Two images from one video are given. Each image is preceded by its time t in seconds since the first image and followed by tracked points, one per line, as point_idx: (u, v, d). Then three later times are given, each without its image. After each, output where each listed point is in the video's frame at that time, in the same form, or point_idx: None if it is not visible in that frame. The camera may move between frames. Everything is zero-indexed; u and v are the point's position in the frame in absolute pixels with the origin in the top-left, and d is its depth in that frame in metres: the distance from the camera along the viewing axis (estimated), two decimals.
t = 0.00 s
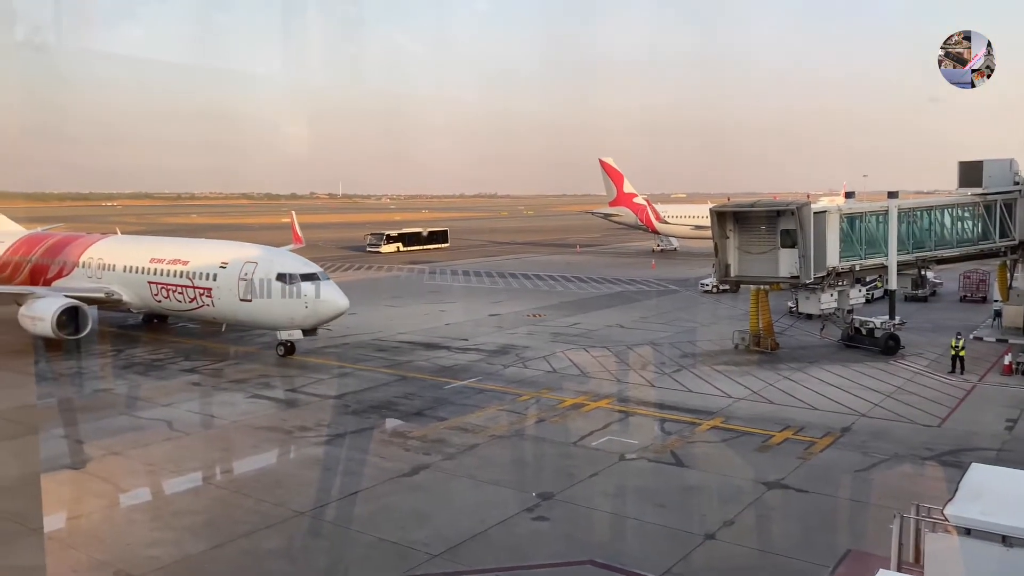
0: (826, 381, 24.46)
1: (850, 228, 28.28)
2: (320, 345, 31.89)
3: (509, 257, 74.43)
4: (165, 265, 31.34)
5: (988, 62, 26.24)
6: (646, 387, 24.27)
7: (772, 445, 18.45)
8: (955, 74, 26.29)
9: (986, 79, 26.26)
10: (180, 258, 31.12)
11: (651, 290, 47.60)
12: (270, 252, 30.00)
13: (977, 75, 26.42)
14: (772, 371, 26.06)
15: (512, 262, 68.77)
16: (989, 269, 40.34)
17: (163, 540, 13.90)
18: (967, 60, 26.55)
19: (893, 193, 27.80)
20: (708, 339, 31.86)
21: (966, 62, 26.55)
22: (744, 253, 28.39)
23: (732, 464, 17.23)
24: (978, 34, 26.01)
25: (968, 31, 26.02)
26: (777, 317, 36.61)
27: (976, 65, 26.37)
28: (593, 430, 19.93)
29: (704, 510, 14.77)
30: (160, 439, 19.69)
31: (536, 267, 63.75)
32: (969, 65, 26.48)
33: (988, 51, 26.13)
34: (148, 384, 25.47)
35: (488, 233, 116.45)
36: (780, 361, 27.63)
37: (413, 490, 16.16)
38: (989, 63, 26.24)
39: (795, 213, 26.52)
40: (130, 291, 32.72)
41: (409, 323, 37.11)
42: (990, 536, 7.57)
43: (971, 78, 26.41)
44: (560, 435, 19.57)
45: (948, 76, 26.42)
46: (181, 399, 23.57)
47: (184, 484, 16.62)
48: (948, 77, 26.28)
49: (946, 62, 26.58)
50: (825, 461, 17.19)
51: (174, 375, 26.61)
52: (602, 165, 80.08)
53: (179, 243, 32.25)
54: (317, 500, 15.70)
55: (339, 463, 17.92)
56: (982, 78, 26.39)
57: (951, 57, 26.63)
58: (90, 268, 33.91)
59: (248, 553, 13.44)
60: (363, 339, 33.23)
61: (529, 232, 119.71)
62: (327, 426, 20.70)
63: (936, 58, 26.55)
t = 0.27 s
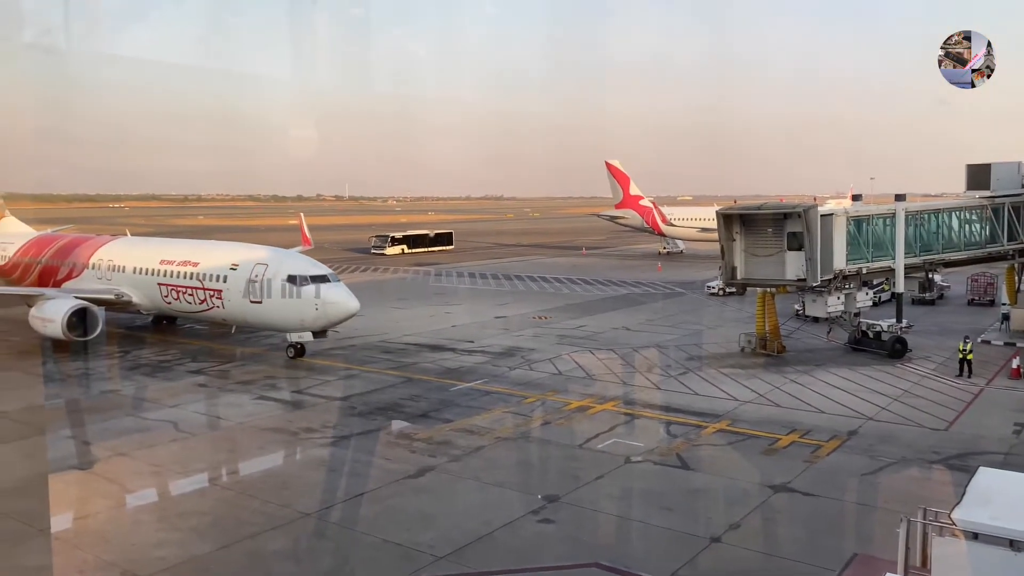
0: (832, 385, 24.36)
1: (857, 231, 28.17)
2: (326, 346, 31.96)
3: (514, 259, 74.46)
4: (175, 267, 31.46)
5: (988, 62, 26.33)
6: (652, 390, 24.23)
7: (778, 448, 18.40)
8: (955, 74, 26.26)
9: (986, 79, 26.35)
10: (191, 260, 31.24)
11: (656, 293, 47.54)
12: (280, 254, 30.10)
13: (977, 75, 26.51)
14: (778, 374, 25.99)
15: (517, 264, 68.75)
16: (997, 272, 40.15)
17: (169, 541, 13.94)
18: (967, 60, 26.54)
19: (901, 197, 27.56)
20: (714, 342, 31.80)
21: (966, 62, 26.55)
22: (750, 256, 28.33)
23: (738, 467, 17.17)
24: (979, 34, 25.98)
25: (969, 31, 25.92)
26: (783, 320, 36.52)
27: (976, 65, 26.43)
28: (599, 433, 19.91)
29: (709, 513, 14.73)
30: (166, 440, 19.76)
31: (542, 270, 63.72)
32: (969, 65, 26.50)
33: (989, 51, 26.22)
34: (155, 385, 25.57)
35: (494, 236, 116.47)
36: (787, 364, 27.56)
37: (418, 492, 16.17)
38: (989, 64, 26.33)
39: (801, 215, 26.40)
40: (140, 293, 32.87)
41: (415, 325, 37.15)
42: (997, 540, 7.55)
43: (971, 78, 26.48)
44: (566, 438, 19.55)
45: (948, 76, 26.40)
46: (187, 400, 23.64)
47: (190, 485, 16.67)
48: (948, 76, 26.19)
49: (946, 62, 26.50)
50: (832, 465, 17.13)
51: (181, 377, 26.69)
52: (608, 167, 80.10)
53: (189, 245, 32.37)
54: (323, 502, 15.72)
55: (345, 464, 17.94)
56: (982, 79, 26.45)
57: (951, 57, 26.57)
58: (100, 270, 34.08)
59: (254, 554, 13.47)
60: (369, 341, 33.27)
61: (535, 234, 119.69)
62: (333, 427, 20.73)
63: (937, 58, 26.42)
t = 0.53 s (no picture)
0: (836, 386, 24.32)
1: (861, 232, 28.14)
2: (329, 346, 32.00)
3: (518, 259, 74.44)
4: (182, 266, 31.52)
5: (988, 62, 26.36)
6: (655, 391, 24.20)
7: (781, 449, 18.37)
8: (955, 75, 26.17)
9: (986, 78, 26.34)
10: (199, 259, 31.29)
11: (660, 293, 47.50)
12: (288, 254, 30.17)
13: (977, 75, 26.53)
14: (781, 375, 25.96)
15: (521, 265, 68.73)
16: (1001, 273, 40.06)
17: (173, 540, 13.98)
18: (967, 60, 26.52)
19: (904, 198, 27.53)
20: (718, 343, 31.76)
21: (966, 62, 26.54)
22: (754, 257, 28.32)
23: (741, 468, 17.14)
24: (979, 34, 25.96)
25: (970, 31, 25.82)
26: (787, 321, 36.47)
27: (975, 65, 26.43)
28: (602, 433, 19.91)
29: (712, 514, 14.72)
30: (170, 439, 19.81)
31: (545, 270, 63.70)
32: (969, 65, 26.52)
33: (989, 51, 26.26)
34: (159, 384, 25.63)
35: (498, 236, 116.45)
36: (790, 365, 27.52)
37: (421, 492, 16.18)
38: (989, 63, 26.37)
39: (805, 216, 26.38)
40: (147, 292, 32.92)
41: (418, 325, 37.17)
42: (1001, 542, 7.55)
43: (972, 78, 26.49)
44: (569, 438, 19.56)
45: (948, 76, 26.28)
46: (191, 399, 23.69)
47: (194, 484, 16.71)
48: (948, 76, 26.15)
49: (946, 62, 26.38)
50: (836, 466, 17.11)
51: (185, 376, 26.75)
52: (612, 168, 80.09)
53: (196, 245, 32.45)
54: (326, 501, 15.75)
55: (348, 464, 17.96)
56: (982, 79, 26.45)
57: (951, 57, 26.38)
58: (107, 270, 34.13)
59: (257, 553, 13.50)
60: (373, 340, 33.30)
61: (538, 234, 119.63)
62: (336, 427, 20.77)
63: (937, 59, 26.24)
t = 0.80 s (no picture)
0: (836, 386, 24.31)
1: (861, 232, 28.16)
2: (329, 345, 32.00)
3: (518, 259, 74.42)
4: (186, 265, 31.51)
5: (988, 62, 26.37)
6: (655, 391, 24.21)
7: (781, 449, 18.38)
8: (955, 75, 26.14)
9: (986, 78, 26.33)
10: (203, 258, 31.29)
11: (660, 293, 47.50)
12: (291, 254, 30.14)
13: (978, 75, 26.53)
14: (782, 375, 25.96)
15: (521, 264, 68.72)
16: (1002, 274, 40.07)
17: (172, 538, 13.97)
18: (967, 60, 26.50)
19: (904, 198, 27.59)
20: (718, 343, 31.75)
21: (966, 61, 26.52)
22: (754, 257, 28.34)
23: (741, 468, 17.15)
24: (979, 34, 25.98)
25: (970, 31, 25.85)
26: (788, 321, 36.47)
27: (975, 65, 26.43)
28: (602, 433, 19.92)
29: (711, 514, 14.72)
30: (170, 438, 19.81)
31: (545, 270, 63.68)
32: (969, 65, 26.49)
33: (989, 51, 26.31)
34: (159, 383, 25.62)
35: (498, 235, 116.44)
36: (790, 366, 27.52)
37: (421, 491, 16.18)
38: (989, 63, 26.40)
39: (806, 217, 26.40)
40: (150, 291, 32.92)
41: (418, 324, 37.17)
42: (1001, 543, 7.55)
43: (972, 77, 26.48)
44: (569, 438, 19.56)
45: (948, 76, 26.22)
46: (192, 398, 23.70)
47: (194, 482, 16.70)
48: (948, 76, 26.12)
49: (946, 62, 26.35)
50: (836, 466, 17.11)
51: (185, 374, 26.76)
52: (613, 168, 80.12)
53: (200, 244, 32.44)
54: (326, 500, 15.75)
55: (348, 463, 17.97)
56: (982, 78, 26.45)
57: (951, 57, 26.34)
58: (110, 268, 34.10)
59: (257, 552, 13.49)
60: (373, 340, 33.29)
61: (539, 234, 119.66)
62: (336, 426, 20.77)
63: (937, 59, 26.21)
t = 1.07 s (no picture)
0: (836, 387, 24.32)
1: (862, 233, 28.16)
2: (330, 344, 32.00)
3: (518, 259, 74.42)
4: (190, 265, 31.49)
5: (988, 62, 26.32)
6: (655, 390, 24.22)
7: (781, 450, 18.38)
8: (955, 75, 26.26)
9: (986, 78, 26.31)
10: (206, 258, 31.28)
11: (661, 293, 47.52)
12: (295, 253, 30.12)
13: (977, 75, 26.50)
14: (782, 376, 25.96)
15: (521, 264, 68.73)
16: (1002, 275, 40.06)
17: (172, 538, 13.97)
18: (967, 60, 26.49)
19: (904, 198, 27.62)
20: (718, 343, 31.75)
21: (966, 62, 26.51)
22: (755, 257, 28.36)
23: (741, 469, 17.15)
24: (978, 34, 25.96)
25: (969, 31, 25.86)
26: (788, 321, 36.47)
27: (976, 65, 26.38)
28: (603, 433, 19.93)
29: (711, 514, 14.72)
30: (170, 437, 19.81)
31: (546, 270, 63.68)
32: (969, 65, 26.47)
33: (989, 51, 26.26)
34: (159, 382, 25.62)
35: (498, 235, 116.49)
36: (790, 366, 27.52)
37: (421, 491, 16.18)
38: (989, 64, 26.36)
39: (807, 217, 26.39)
40: (153, 291, 32.92)
41: (418, 324, 37.17)
42: (1001, 544, 7.55)
43: (972, 77, 26.49)
44: (569, 438, 19.56)
45: (948, 76, 26.45)
46: (192, 397, 23.72)
47: (194, 482, 16.70)
48: (948, 76, 26.20)
49: (946, 62, 26.47)
50: (836, 467, 17.10)
51: (185, 373, 26.76)
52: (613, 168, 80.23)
53: (203, 244, 32.43)
54: (326, 500, 15.75)
55: (348, 462, 17.98)
56: (982, 78, 26.45)
57: (951, 57, 26.49)
58: (112, 268, 34.09)
59: (257, 552, 13.49)
60: (373, 339, 33.29)
61: (539, 234, 119.76)
62: (336, 425, 20.77)
63: (937, 59, 26.38)
